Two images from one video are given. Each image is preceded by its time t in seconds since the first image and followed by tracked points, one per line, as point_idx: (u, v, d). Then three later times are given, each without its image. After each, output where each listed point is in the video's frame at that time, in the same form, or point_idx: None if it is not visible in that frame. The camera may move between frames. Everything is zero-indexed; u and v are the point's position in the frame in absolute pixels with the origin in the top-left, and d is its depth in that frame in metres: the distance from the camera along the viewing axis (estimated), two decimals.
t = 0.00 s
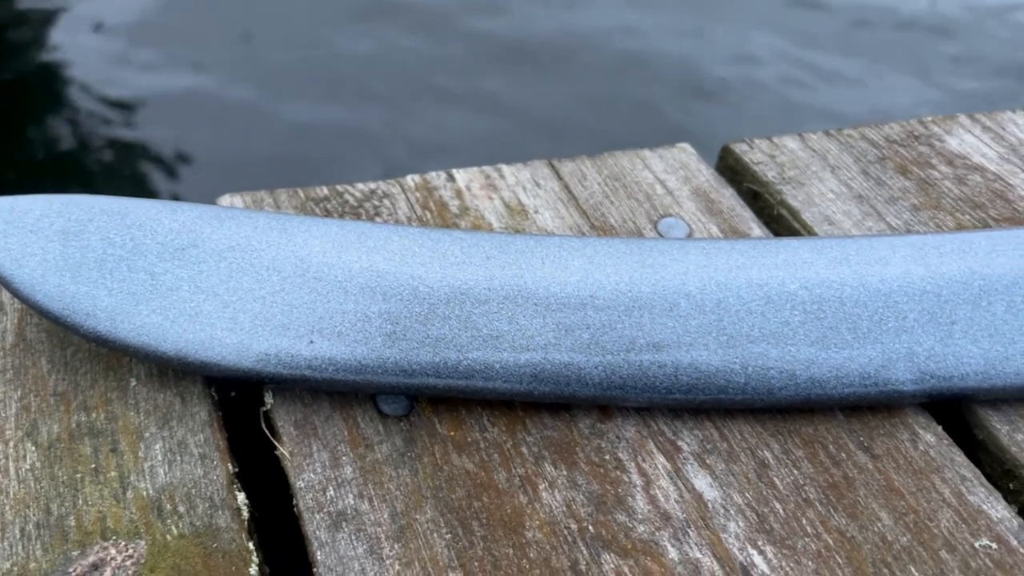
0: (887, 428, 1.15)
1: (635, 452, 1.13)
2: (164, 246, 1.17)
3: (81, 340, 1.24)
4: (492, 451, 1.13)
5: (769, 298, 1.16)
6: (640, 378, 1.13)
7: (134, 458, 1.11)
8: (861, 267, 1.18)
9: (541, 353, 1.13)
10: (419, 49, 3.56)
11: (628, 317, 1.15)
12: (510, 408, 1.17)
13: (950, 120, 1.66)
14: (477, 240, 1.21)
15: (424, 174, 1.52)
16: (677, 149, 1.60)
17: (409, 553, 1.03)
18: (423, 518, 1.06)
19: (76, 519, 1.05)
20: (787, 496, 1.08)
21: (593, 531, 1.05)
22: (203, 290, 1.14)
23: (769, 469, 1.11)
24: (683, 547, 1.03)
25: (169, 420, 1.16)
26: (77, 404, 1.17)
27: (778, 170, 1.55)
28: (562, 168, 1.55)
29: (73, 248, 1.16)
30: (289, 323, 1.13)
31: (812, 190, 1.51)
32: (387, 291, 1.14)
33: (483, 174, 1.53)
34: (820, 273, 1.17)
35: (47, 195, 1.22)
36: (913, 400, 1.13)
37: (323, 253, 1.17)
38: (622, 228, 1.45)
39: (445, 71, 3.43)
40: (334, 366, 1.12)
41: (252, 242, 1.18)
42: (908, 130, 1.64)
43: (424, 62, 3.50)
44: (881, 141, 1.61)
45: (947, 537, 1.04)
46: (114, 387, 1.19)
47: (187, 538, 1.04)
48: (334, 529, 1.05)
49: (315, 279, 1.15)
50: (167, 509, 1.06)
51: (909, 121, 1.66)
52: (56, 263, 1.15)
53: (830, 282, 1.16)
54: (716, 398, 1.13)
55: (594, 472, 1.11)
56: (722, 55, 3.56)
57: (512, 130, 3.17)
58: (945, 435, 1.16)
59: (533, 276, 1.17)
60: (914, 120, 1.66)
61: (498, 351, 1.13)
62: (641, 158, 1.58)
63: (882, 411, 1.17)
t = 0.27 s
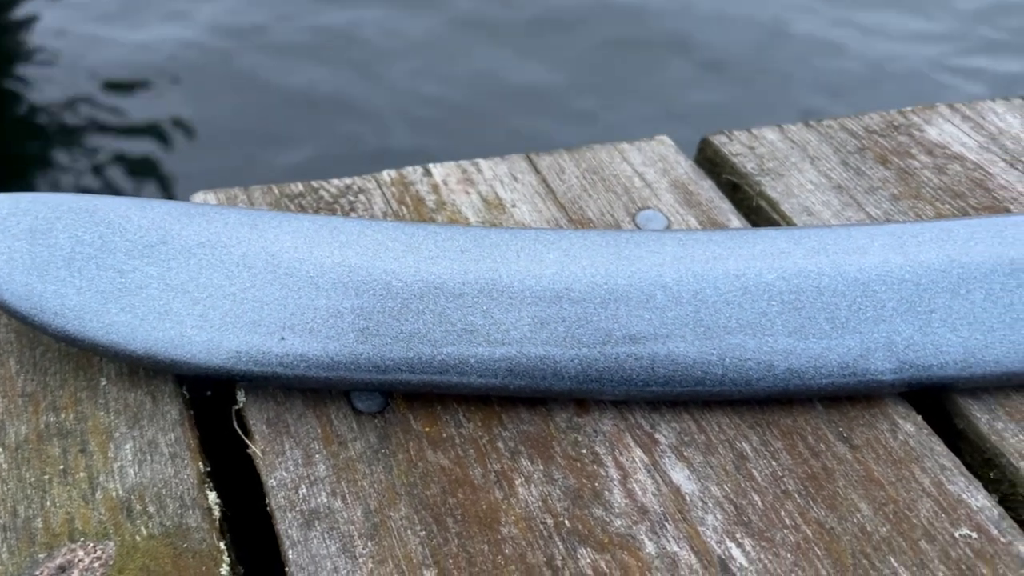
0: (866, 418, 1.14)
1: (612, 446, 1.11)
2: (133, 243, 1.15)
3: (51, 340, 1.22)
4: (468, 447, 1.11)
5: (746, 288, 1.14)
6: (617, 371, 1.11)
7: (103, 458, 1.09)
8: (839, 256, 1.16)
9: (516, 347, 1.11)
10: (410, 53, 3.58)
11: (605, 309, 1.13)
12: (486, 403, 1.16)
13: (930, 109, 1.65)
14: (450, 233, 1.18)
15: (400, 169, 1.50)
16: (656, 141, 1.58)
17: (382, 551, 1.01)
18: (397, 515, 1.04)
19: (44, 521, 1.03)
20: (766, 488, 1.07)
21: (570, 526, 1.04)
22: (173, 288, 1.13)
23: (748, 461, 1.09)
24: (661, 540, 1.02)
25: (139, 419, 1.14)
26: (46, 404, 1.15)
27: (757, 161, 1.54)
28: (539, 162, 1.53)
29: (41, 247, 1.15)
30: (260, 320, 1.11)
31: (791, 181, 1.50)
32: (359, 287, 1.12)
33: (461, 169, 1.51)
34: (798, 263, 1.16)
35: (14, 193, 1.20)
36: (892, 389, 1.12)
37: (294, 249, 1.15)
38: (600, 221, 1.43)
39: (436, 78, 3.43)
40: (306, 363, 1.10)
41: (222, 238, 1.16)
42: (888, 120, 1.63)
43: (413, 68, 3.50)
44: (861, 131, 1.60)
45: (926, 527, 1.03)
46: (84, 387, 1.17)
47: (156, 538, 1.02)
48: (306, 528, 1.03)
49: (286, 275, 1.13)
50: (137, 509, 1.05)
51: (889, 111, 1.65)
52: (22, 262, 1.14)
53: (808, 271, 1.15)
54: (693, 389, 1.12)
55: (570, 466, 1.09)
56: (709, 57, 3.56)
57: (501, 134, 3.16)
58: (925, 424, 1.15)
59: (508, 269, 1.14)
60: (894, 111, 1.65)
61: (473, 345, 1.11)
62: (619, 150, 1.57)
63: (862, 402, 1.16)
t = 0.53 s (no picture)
0: (844, 411, 1.13)
1: (588, 442, 1.10)
2: (102, 243, 1.14)
3: (20, 342, 1.20)
4: (442, 445, 1.10)
5: (722, 281, 1.13)
6: (592, 366, 1.10)
7: (72, 461, 1.08)
8: (815, 248, 1.16)
9: (491, 343, 1.10)
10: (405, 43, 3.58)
11: (580, 305, 1.12)
12: (461, 400, 1.14)
13: (908, 102, 1.65)
14: (424, 231, 1.17)
15: (376, 167, 1.49)
16: (634, 136, 1.57)
17: (355, 551, 1.00)
18: (371, 515, 1.03)
19: (12, 525, 1.02)
20: (743, 483, 1.06)
21: (545, 523, 1.02)
22: (142, 287, 1.11)
23: (725, 456, 1.09)
24: (637, 536, 1.01)
25: (109, 421, 1.12)
26: (14, 407, 1.13)
27: (735, 155, 1.53)
28: (517, 158, 1.51)
29: (8, 248, 1.13)
30: (230, 319, 1.10)
31: (769, 175, 1.49)
32: (331, 284, 1.11)
33: (437, 165, 1.49)
34: (774, 255, 1.15)
35: None
36: (870, 381, 1.11)
37: (265, 247, 1.14)
38: (578, 217, 1.42)
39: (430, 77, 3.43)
40: (278, 362, 1.09)
41: (192, 237, 1.15)
42: (866, 113, 1.62)
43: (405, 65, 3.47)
44: (840, 124, 1.59)
45: (905, 520, 1.03)
46: (54, 389, 1.15)
47: (126, 541, 1.01)
48: (278, 528, 1.02)
49: (258, 273, 1.12)
50: (107, 512, 1.03)
51: (867, 104, 1.64)
52: None
53: (783, 264, 1.14)
54: (670, 383, 1.11)
55: (546, 463, 1.08)
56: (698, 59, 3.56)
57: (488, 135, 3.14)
58: (903, 417, 1.15)
59: (482, 265, 1.13)
60: (873, 104, 1.64)
61: (447, 342, 1.09)
62: (597, 146, 1.56)
63: (840, 394, 1.15)
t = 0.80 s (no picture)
0: (817, 404, 1.13)
1: (559, 439, 1.09)
2: (66, 245, 1.12)
3: None
4: (412, 444, 1.09)
5: (691, 276, 1.13)
6: (563, 363, 1.09)
7: (37, 466, 1.07)
8: (785, 242, 1.15)
9: (460, 341, 1.09)
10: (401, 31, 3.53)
11: (550, 301, 1.11)
12: (432, 399, 1.13)
13: (882, 95, 1.64)
14: (392, 228, 1.15)
15: (348, 166, 1.48)
16: (607, 133, 1.57)
17: (323, 553, 0.99)
18: (339, 516, 1.02)
19: None
20: (714, 478, 1.05)
21: (515, 521, 1.02)
22: (107, 289, 1.10)
23: (696, 451, 1.08)
24: (608, 533, 1.00)
25: (75, 425, 1.11)
26: None
27: (709, 151, 1.53)
28: (489, 156, 1.50)
29: None
30: (196, 320, 1.09)
31: (742, 169, 1.49)
32: (298, 284, 1.10)
33: (410, 163, 1.48)
34: (744, 250, 1.15)
35: None
36: (841, 374, 1.11)
37: (231, 247, 1.13)
38: (550, 214, 1.40)
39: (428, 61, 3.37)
40: (245, 363, 1.08)
41: (158, 238, 1.14)
42: (840, 106, 1.62)
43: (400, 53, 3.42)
44: (813, 118, 1.59)
45: (876, 512, 1.02)
46: (19, 393, 1.14)
47: (91, 546, 0.99)
48: (246, 531, 1.01)
49: (224, 273, 1.11)
50: (72, 516, 1.02)
51: (841, 97, 1.64)
52: None
53: (753, 258, 1.14)
54: (640, 379, 1.10)
55: (517, 461, 1.07)
56: (690, 45, 3.52)
57: (476, 121, 3.07)
58: (876, 409, 1.14)
59: (450, 263, 1.12)
60: (846, 97, 1.64)
61: (416, 341, 1.08)
62: (570, 143, 1.55)
63: (812, 388, 1.14)
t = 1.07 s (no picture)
0: (785, 399, 1.13)
1: (527, 437, 1.09)
2: (29, 249, 1.11)
3: None
4: (379, 445, 1.08)
5: (657, 272, 1.13)
6: (530, 361, 1.09)
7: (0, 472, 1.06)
8: (751, 237, 1.15)
9: (427, 340, 1.08)
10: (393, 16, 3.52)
11: (517, 300, 1.10)
12: (399, 399, 1.13)
13: (852, 90, 1.64)
14: (358, 228, 1.15)
15: (317, 166, 1.47)
16: (578, 131, 1.56)
17: (288, 555, 0.98)
18: (305, 518, 1.01)
19: None
20: (681, 473, 1.05)
21: (482, 520, 1.01)
22: (70, 293, 1.09)
23: (664, 447, 1.08)
24: (575, 531, 1.00)
25: (39, 430, 1.10)
26: None
27: (679, 147, 1.53)
28: (460, 154, 1.49)
29: None
30: (160, 323, 1.08)
31: (713, 166, 1.48)
32: (263, 286, 1.09)
33: (380, 163, 1.47)
34: (710, 245, 1.15)
35: None
36: (808, 368, 1.11)
37: (195, 249, 1.12)
38: (521, 212, 1.39)
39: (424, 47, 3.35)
40: (209, 366, 1.07)
41: (121, 241, 1.13)
42: (810, 102, 1.61)
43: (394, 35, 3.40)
44: (784, 113, 1.58)
45: (844, 506, 1.02)
46: None
47: (54, 552, 0.99)
48: (210, 534, 1.00)
49: (187, 276, 1.10)
50: (34, 522, 1.01)
51: (812, 92, 1.64)
52: None
53: (720, 253, 1.14)
54: (608, 376, 1.10)
55: (484, 460, 1.07)
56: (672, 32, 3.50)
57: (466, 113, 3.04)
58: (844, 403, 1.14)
59: (416, 262, 1.11)
60: (817, 92, 1.64)
61: (382, 341, 1.08)
62: (541, 141, 1.53)
63: (780, 382, 1.14)
